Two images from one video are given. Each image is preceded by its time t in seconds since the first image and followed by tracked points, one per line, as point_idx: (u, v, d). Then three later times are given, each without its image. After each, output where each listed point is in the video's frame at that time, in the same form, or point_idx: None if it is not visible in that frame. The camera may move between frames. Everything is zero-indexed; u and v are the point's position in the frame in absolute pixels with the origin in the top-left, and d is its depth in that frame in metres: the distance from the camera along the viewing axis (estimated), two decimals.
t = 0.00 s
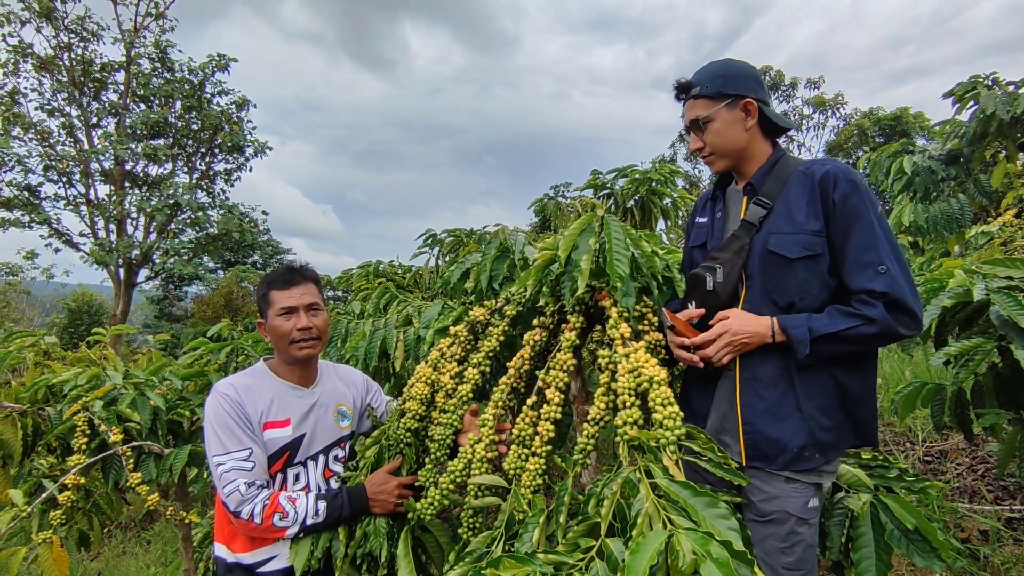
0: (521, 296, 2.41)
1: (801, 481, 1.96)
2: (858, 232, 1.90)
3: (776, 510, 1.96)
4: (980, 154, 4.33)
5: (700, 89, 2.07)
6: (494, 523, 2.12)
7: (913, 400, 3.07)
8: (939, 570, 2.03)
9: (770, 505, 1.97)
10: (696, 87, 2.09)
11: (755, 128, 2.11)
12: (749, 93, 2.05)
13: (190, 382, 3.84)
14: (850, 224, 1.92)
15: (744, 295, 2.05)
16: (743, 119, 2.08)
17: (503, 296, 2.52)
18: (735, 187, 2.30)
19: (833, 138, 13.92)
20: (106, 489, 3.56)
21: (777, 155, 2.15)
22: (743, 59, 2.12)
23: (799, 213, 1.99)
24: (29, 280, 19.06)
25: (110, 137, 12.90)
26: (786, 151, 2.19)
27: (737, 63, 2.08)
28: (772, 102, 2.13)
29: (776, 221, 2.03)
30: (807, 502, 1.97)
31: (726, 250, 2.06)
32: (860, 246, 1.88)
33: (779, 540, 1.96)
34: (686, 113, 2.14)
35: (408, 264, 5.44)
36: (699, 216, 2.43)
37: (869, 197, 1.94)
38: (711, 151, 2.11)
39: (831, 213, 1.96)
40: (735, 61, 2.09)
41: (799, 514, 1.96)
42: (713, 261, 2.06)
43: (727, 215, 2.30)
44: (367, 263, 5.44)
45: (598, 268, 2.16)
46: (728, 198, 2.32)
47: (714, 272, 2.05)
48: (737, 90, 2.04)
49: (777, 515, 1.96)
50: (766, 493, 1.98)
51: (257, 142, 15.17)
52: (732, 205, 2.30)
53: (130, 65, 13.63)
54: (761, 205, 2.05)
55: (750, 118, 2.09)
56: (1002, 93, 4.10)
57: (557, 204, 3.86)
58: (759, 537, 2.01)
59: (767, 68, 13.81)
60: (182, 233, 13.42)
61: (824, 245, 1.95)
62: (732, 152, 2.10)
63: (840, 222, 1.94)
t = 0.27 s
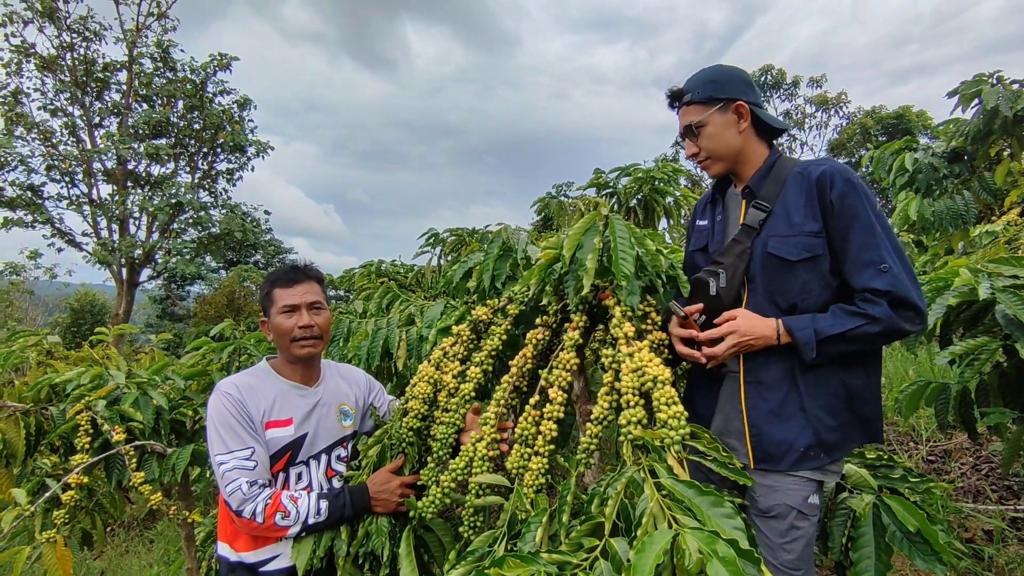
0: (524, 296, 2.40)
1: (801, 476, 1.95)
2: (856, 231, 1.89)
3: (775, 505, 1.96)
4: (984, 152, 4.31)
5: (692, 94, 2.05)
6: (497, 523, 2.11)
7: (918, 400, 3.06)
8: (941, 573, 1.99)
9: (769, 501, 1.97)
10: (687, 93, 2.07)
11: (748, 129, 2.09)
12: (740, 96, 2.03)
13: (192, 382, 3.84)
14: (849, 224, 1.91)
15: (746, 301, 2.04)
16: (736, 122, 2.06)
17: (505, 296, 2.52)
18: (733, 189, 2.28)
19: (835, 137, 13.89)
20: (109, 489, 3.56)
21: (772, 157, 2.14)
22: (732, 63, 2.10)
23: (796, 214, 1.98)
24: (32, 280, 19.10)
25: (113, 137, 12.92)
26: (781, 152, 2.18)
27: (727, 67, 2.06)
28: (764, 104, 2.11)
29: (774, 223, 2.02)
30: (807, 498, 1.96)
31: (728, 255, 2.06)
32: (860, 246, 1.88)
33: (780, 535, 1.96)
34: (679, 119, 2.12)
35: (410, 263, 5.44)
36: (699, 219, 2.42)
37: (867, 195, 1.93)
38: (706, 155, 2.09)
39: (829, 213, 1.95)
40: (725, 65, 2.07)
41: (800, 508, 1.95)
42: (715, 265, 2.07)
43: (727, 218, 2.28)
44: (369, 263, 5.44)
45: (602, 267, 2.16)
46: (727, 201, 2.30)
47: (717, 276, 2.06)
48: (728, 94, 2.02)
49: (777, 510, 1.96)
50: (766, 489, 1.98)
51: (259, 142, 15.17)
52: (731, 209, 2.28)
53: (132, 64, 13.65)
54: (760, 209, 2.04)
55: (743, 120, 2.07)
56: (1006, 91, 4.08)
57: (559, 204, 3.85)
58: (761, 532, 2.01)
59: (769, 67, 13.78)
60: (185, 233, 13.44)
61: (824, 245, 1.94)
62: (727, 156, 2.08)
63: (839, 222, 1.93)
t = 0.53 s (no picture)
0: (526, 294, 2.39)
1: (809, 482, 1.92)
2: (869, 226, 1.87)
3: (784, 510, 1.94)
4: (989, 150, 4.29)
5: (701, 88, 2.06)
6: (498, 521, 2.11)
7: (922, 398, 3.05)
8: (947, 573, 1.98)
9: (777, 505, 1.95)
10: (697, 87, 2.07)
11: (759, 122, 2.08)
12: (751, 89, 2.02)
13: (195, 380, 3.84)
14: (861, 217, 1.88)
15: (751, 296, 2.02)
16: (746, 115, 2.05)
17: (508, 294, 2.51)
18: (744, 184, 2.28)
19: (838, 135, 13.86)
20: (112, 487, 3.56)
21: (784, 150, 2.12)
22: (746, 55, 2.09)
23: (806, 208, 1.96)
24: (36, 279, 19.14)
25: (115, 136, 12.94)
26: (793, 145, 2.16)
27: (739, 60, 2.05)
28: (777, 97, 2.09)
29: (782, 218, 2.00)
30: (815, 504, 1.92)
31: (734, 250, 2.03)
32: (874, 239, 1.85)
33: (788, 543, 1.93)
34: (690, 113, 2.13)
35: (413, 262, 5.43)
36: (710, 214, 2.42)
37: (879, 188, 1.91)
38: (716, 149, 2.09)
39: (840, 207, 1.92)
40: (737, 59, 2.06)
41: (808, 515, 1.92)
42: (720, 260, 2.03)
43: (736, 215, 2.28)
44: (371, 261, 5.43)
45: (605, 265, 2.15)
46: (737, 197, 2.30)
47: (721, 270, 2.02)
48: (737, 87, 2.01)
49: (785, 517, 1.93)
50: (775, 493, 1.96)
51: (261, 141, 15.18)
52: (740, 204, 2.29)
53: (134, 64, 13.66)
54: (767, 203, 2.03)
55: (753, 113, 2.06)
56: (1011, 88, 4.06)
57: (562, 202, 3.84)
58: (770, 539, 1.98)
59: (771, 65, 13.74)
60: (187, 232, 13.45)
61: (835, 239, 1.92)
62: (737, 149, 2.08)
63: (851, 217, 1.90)
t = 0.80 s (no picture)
0: (528, 292, 2.39)
1: (823, 483, 1.88)
2: (893, 216, 1.76)
3: (796, 512, 1.91)
4: (993, 148, 4.27)
5: (726, 75, 2.01)
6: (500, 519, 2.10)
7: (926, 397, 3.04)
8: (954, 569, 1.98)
9: (790, 507, 1.93)
10: (721, 73, 2.03)
11: (784, 114, 2.03)
12: (777, 80, 1.97)
13: (197, 379, 3.84)
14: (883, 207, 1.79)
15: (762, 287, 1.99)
16: (770, 106, 2.00)
17: (511, 292, 2.50)
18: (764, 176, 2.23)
19: (840, 133, 13.83)
20: (115, 485, 3.57)
21: (806, 141, 2.05)
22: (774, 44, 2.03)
23: (823, 199, 1.89)
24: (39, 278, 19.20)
25: (117, 135, 12.95)
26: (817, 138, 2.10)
27: (767, 49, 2.00)
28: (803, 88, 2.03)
29: (798, 209, 1.95)
30: (831, 507, 1.88)
31: (745, 241, 2.03)
32: (897, 229, 1.75)
33: (803, 544, 1.91)
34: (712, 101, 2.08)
35: (414, 260, 5.43)
36: (727, 208, 2.38)
37: (902, 179, 1.82)
38: (737, 139, 2.05)
39: (859, 198, 1.85)
40: (765, 47, 2.01)
41: (822, 518, 1.88)
42: (731, 251, 2.05)
43: (751, 206, 2.24)
44: (373, 260, 5.43)
45: (607, 263, 2.15)
46: (754, 188, 2.26)
47: (732, 262, 2.03)
48: (763, 77, 1.97)
49: (797, 519, 1.91)
50: (787, 494, 1.93)
51: (263, 139, 15.19)
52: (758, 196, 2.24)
53: (136, 62, 13.66)
54: (784, 194, 1.99)
55: (778, 105, 2.01)
56: (1015, 85, 4.04)
57: (564, 200, 3.84)
58: (785, 540, 1.96)
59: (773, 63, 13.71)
60: (189, 231, 13.47)
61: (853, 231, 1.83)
62: (759, 140, 2.03)
63: (872, 208, 1.81)
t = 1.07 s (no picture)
0: (528, 290, 2.39)
1: (832, 487, 1.83)
2: (911, 217, 1.70)
3: (807, 517, 1.87)
4: (995, 145, 4.25)
5: (748, 62, 1.95)
6: (501, 518, 2.09)
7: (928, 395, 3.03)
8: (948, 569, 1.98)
9: (801, 512, 1.89)
10: (743, 60, 1.97)
11: (802, 108, 1.98)
12: (799, 71, 1.92)
13: (197, 377, 3.83)
14: (898, 205, 1.74)
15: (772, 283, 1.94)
16: (790, 99, 1.95)
17: (511, 290, 2.50)
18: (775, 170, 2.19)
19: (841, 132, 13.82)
20: (115, 483, 3.57)
21: (821, 135, 2.01)
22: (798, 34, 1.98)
23: (836, 195, 1.85)
24: (41, 276, 19.24)
25: (118, 133, 12.95)
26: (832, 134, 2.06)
27: (790, 38, 1.95)
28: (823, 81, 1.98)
29: (811, 204, 1.91)
30: (842, 511, 1.83)
31: (754, 236, 2.00)
32: (912, 229, 1.69)
33: (814, 550, 1.87)
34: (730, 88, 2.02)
35: (415, 258, 5.43)
36: (738, 203, 2.35)
37: (919, 178, 1.76)
38: (752, 130, 1.99)
39: (872, 194, 1.80)
40: (789, 36, 1.95)
41: (833, 523, 1.84)
42: (739, 247, 2.03)
43: (761, 201, 2.21)
44: (374, 258, 5.42)
45: (607, 261, 2.14)
46: (764, 182, 2.22)
47: (739, 257, 2.02)
48: (786, 67, 1.91)
49: (808, 523, 1.87)
50: (798, 499, 1.89)
51: (264, 138, 15.19)
52: (767, 190, 2.20)
53: (137, 61, 13.67)
54: (795, 188, 1.95)
55: (797, 98, 1.96)
56: (1018, 83, 4.03)
57: (564, 198, 3.84)
58: (796, 545, 1.93)
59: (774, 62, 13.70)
60: (189, 229, 13.48)
61: (864, 228, 1.79)
62: (774, 133, 1.98)
63: (888, 207, 1.75)
